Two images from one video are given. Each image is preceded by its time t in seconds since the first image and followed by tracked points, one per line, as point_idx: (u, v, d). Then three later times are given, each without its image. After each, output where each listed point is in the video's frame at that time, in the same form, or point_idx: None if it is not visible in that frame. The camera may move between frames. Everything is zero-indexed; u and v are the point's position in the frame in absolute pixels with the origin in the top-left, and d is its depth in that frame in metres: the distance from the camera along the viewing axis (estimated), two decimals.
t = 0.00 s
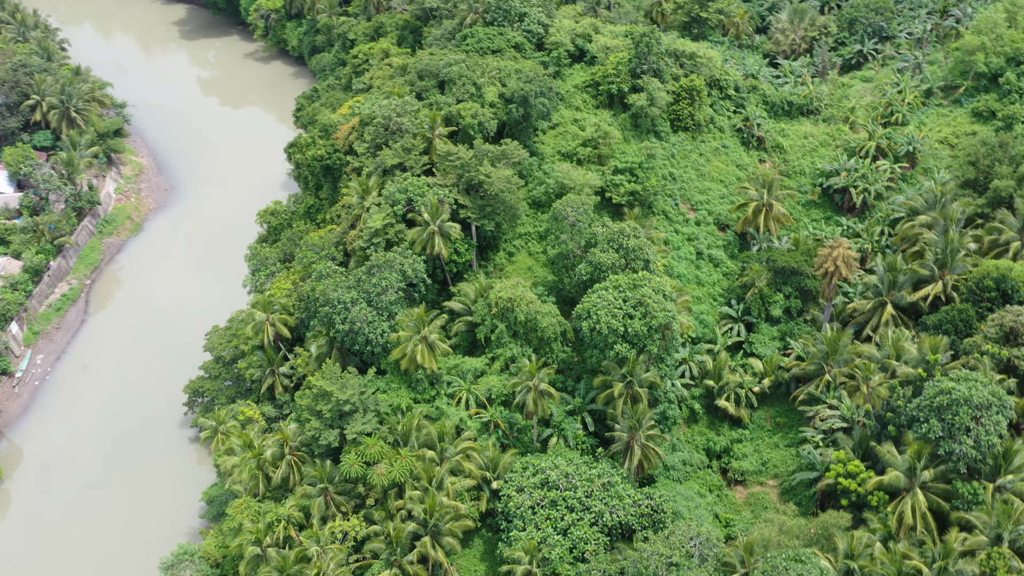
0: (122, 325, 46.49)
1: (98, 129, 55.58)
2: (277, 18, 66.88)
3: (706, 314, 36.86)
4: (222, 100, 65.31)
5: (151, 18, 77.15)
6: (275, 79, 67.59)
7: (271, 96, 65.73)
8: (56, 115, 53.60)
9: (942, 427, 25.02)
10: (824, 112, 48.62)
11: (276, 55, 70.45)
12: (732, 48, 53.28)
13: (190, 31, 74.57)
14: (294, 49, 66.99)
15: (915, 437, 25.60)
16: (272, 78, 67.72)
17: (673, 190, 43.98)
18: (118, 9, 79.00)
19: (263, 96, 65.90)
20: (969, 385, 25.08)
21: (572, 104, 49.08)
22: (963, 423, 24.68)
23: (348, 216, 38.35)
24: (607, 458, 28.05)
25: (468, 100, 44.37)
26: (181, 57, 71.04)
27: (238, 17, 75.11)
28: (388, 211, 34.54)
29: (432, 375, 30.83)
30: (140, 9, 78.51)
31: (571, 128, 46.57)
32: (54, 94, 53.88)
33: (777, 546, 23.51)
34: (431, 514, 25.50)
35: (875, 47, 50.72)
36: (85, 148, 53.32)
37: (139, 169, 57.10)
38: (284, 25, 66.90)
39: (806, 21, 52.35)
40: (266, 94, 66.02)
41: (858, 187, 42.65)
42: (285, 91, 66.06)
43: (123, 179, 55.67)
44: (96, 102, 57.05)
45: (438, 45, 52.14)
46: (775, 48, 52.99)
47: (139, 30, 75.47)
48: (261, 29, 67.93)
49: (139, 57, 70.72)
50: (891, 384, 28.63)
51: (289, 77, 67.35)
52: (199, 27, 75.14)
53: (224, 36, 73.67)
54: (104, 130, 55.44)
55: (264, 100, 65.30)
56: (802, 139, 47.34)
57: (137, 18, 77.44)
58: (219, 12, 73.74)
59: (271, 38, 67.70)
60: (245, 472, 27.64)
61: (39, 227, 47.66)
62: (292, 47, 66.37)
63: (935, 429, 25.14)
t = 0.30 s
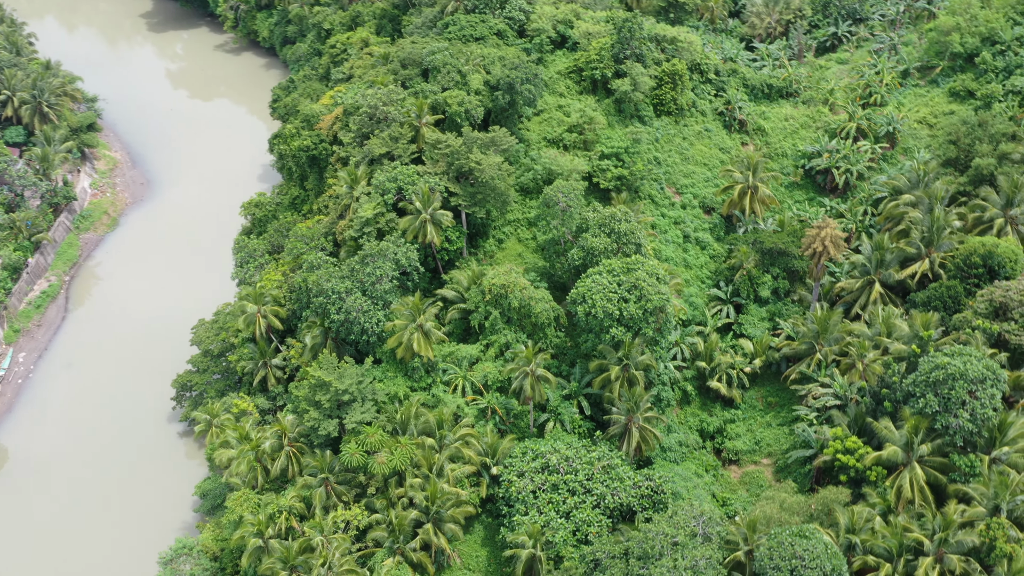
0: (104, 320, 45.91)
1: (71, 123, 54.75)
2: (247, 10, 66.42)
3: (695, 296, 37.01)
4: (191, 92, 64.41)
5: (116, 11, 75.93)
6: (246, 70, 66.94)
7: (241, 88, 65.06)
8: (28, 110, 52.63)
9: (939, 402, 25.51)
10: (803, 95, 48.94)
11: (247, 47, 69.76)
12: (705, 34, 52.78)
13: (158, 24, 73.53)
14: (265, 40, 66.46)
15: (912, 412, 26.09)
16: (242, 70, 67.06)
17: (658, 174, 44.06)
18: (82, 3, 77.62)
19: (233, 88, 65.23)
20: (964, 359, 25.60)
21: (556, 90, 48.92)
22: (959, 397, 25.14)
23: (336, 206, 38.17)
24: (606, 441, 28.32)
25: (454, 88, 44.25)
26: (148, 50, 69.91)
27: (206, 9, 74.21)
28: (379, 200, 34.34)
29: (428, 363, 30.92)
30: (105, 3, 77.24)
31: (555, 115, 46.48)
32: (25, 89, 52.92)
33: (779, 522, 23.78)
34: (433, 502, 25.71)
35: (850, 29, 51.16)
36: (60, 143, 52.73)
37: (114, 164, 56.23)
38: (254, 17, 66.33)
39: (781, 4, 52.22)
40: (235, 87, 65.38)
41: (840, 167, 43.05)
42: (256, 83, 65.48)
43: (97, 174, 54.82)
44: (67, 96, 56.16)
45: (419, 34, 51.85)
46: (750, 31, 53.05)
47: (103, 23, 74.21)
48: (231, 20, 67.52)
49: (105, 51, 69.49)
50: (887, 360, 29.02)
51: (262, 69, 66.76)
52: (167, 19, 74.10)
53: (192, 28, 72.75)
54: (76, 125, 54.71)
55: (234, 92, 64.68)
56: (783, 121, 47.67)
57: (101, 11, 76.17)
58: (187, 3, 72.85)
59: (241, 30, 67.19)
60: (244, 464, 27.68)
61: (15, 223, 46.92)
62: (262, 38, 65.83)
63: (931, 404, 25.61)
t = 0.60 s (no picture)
0: (86, 322, 45.31)
1: (46, 124, 54.09)
2: (218, 6, 65.87)
3: (686, 284, 36.74)
4: (163, 91, 63.47)
5: (83, 10, 74.76)
6: (219, 68, 65.94)
7: (212, 86, 63.99)
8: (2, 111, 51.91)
9: (937, 382, 25.91)
10: (784, 84, 49.03)
11: (219, 44, 68.87)
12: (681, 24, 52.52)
13: (127, 22, 72.47)
14: (237, 38, 65.82)
15: (911, 394, 26.50)
16: (214, 68, 66.06)
17: (646, 164, 44.06)
18: (47, 2, 76.29)
19: (205, 86, 64.07)
20: (961, 340, 26.11)
21: (541, 83, 48.63)
22: (957, 377, 25.64)
23: (327, 202, 38.06)
24: (606, 431, 28.59)
25: (441, 83, 44.19)
26: (116, 49, 68.82)
27: (175, 6, 73.26)
28: (371, 195, 34.36)
29: (426, 357, 30.98)
30: (72, 2, 76.02)
31: (542, 107, 46.02)
32: None
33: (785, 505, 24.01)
34: (437, 495, 25.95)
35: (825, 17, 51.46)
36: (36, 144, 52.37)
37: (90, 164, 55.46)
38: (226, 13, 65.83)
39: None
40: (207, 84, 64.31)
41: (824, 154, 43.39)
42: (228, 80, 64.53)
43: (74, 175, 54.09)
44: (41, 97, 55.44)
45: (402, 28, 51.57)
46: (727, 21, 52.86)
47: (70, 22, 73.00)
48: (202, 17, 66.69)
49: (73, 51, 68.37)
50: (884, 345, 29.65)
51: (235, 66, 65.89)
52: (136, 17, 73.04)
53: (163, 26, 71.67)
54: (52, 125, 54.08)
55: (206, 89, 63.72)
56: (766, 110, 47.96)
57: (66, 11, 74.95)
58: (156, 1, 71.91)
59: (213, 27, 66.28)
60: (244, 463, 27.71)
61: None
62: (235, 36, 65.25)
63: (930, 385, 26.04)
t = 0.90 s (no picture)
0: (77, 326, 45.01)
1: (30, 129, 53.71)
2: (198, 8, 65.55)
3: (683, 278, 36.79)
4: (142, 94, 62.89)
5: (59, 14, 73.97)
6: (200, 70, 65.42)
7: (193, 89, 63.44)
8: None
9: (942, 370, 26.43)
10: (772, 78, 49.12)
11: (199, 46, 68.33)
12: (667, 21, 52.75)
13: (106, 26, 71.83)
14: (217, 40, 65.41)
15: (916, 382, 26.91)
16: (195, 71, 65.53)
17: (641, 159, 43.93)
18: (22, 6, 75.39)
19: (185, 89, 63.50)
20: (966, 328, 26.62)
21: (535, 80, 48.44)
22: (962, 365, 26.13)
23: (326, 203, 38.01)
24: (612, 424, 28.90)
25: (436, 82, 44.22)
26: (93, 54, 68.15)
27: (155, 9, 72.71)
28: (371, 195, 34.56)
29: (431, 355, 31.13)
30: (47, 6, 75.16)
31: (536, 105, 45.48)
32: None
33: (797, 495, 24.67)
34: (447, 492, 26.18)
35: (809, 13, 51.75)
36: (21, 150, 52.00)
37: (75, 169, 55.01)
38: (206, 16, 65.56)
39: None
40: (187, 87, 63.76)
41: (816, 148, 43.54)
42: (209, 83, 64.03)
43: (59, 180, 53.66)
44: (24, 102, 55.03)
45: (393, 28, 51.35)
46: (713, 18, 52.78)
47: (46, 27, 72.23)
48: (182, 20, 66.26)
49: (50, 57, 67.69)
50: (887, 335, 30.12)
51: (216, 68, 65.40)
52: (115, 21, 72.39)
53: (142, 29, 71.10)
54: (36, 130, 53.72)
55: (186, 92, 63.18)
56: (756, 104, 47.84)
57: (41, 15, 74.09)
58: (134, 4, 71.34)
59: (193, 29, 65.96)
60: (253, 464, 27.84)
61: None
62: (215, 38, 64.85)
63: (936, 372, 26.51)
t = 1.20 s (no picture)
0: (66, 333, 44.65)
1: (13, 135, 53.25)
2: (178, 12, 65.10)
3: (680, 273, 36.99)
4: (120, 99, 62.37)
5: (35, 18, 73.12)
6: (180, 74, 64.93)
7: (173, 92, 62.97)
8: None
9: (947, 357, 27.10)
10: (760, 74, 49.50)
11: (179, 49, 67.84)
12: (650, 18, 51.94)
13: (83, 30, 71.10)
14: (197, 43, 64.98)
15: (922, 369, 27.57)
16: (175, 74, 65.02)
17: (634, 156, 44.00)
18: None
19: (164, 93, 63.02)
20: (968, 316, 27.23)
21: (528, 79, 48.42)
22: (966, 352, 26.85)
23: (324, 204, 37.96)
24: (618, 418, 29.15)
25: (431, 81, 44.26)
26: (70, 58, 67.48)
27: (132, 12, 72.02)
28: (371, 195, 34.78)
29: (436, 353, 31.28)
30: (21, 10, 74.23)
31: (530, 103, 45.47)
32: None
33: (807, 484, 25.37)
34: (457, 489, 26.36)
35: (793, 8, 52.06)
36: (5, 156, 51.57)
37: (59, 174, 54.55)
38: (186, 19, 65.19)
39: None
40: (166, 91, 63.26)
41: (807, 142, 43.77)
42: (189, 86, 63.56)
43: (43, 186, 53.21)
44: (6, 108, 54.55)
45: (384, 28, 51.19)
46: (696, 14, 52.91)
47: (22, 32, 71.43)
48: (161, 23, 65.68)
49: (25, 62, 66.95)
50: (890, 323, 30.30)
51: (197, 71, 64.95)
52: (92, 25, 71.67)
53: (119, 33, 70.45)
54: (18, 136, 53.27)
55: (165, 96, 62.68)
56: (745, 100, 48.39)
57: (16, 19, 73.19)
58: (112, 8, 70.65)
59: (172, 32, 65.46)
60: (261, 466, 28.10)
61: None
62: (195, 40, 64.42)
63: (940, 360, 27.18)
